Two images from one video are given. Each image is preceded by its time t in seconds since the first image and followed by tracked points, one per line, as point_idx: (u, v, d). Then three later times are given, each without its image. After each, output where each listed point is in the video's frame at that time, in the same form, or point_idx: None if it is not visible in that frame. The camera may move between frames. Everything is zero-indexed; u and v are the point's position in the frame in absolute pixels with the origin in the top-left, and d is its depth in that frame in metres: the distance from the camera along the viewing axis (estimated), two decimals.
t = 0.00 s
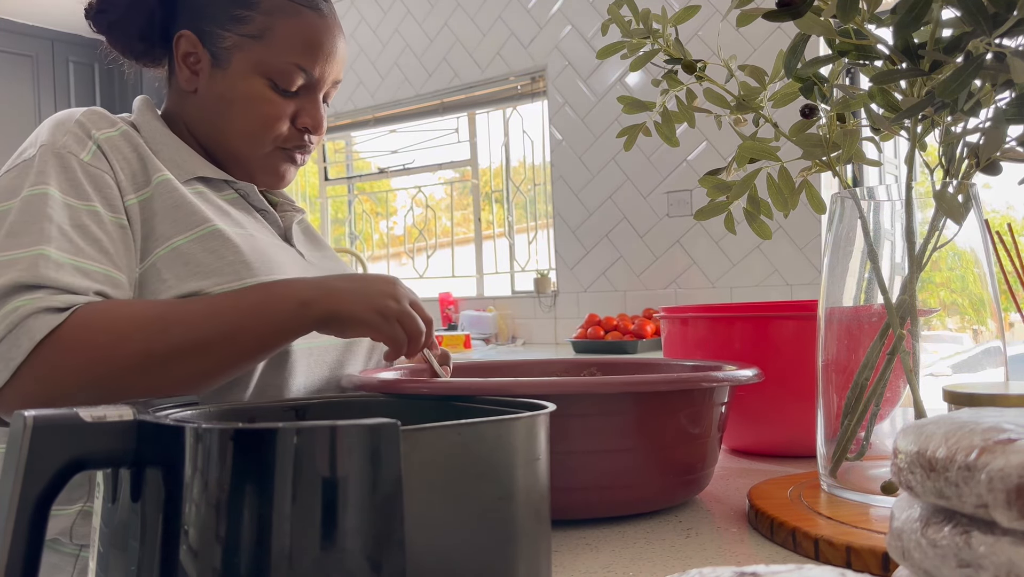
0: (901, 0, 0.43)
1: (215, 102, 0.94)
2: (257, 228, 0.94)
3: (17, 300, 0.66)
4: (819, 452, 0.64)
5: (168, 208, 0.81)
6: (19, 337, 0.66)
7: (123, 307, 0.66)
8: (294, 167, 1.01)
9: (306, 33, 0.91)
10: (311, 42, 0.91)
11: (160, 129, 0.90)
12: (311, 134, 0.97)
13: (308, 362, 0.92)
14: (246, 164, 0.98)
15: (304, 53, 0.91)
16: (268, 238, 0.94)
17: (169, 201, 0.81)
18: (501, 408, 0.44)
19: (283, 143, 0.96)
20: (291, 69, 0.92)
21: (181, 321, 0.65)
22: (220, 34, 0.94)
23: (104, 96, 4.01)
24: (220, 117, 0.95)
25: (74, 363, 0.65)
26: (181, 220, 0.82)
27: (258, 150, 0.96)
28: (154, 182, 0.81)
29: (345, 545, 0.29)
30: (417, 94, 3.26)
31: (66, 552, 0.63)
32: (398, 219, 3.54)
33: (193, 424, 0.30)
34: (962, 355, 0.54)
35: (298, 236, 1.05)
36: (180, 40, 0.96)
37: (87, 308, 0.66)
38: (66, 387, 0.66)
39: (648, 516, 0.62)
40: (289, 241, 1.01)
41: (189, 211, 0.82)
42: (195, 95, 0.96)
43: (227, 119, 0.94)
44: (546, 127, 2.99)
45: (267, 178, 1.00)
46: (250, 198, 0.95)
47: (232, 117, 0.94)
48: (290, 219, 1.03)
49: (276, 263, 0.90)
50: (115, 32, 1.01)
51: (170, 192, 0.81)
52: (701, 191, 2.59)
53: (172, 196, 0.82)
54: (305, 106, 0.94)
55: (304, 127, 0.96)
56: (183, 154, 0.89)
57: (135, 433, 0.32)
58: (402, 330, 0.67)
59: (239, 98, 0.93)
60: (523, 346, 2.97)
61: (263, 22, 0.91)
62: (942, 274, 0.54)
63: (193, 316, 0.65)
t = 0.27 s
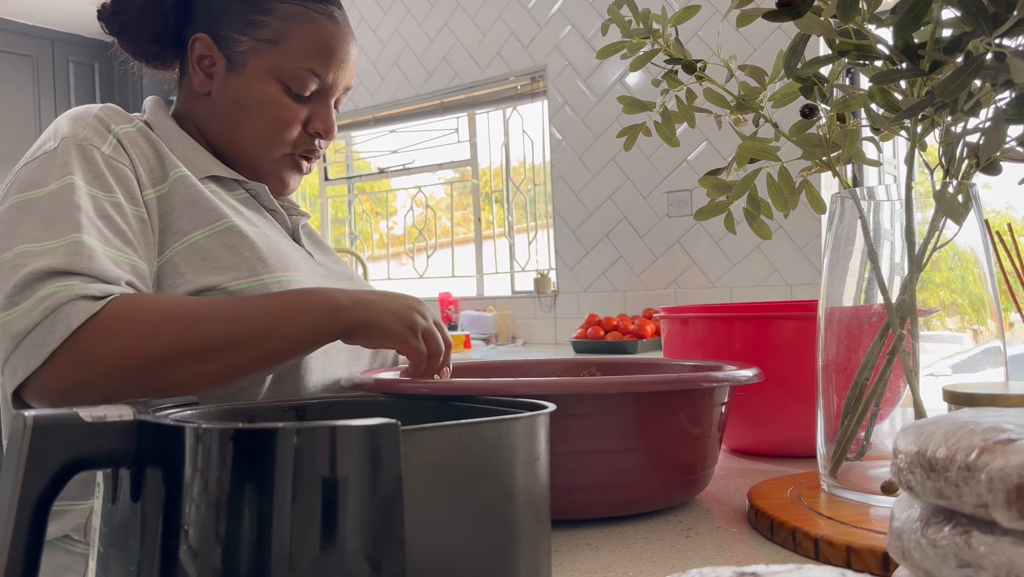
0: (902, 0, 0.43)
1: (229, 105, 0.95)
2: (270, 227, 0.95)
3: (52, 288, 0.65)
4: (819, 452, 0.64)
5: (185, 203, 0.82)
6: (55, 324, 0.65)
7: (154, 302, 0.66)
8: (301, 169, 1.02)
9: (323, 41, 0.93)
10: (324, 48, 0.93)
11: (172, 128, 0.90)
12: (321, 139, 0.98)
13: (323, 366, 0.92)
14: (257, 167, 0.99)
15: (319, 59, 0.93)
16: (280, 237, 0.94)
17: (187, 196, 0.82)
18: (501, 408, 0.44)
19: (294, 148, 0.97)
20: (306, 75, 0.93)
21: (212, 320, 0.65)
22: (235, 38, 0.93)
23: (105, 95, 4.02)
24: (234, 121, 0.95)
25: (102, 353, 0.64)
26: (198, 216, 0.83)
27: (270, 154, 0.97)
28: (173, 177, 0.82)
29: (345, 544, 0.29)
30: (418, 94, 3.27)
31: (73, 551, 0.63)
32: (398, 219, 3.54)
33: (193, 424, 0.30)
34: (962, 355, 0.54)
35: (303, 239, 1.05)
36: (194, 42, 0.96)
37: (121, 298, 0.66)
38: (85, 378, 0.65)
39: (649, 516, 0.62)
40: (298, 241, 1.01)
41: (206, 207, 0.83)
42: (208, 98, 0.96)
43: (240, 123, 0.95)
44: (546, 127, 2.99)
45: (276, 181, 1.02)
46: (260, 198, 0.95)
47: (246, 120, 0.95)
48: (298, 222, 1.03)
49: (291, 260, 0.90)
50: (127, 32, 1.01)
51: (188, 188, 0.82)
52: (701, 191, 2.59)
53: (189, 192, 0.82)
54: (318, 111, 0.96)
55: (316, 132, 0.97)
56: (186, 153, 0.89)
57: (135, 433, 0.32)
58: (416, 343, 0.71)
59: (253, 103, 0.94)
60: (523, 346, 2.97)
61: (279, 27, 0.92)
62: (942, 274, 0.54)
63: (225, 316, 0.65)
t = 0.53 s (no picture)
0: None
1: (227, 105, 0.95)
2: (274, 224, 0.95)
3: (103, 280, 0.66)
4: (818, 452, 0.64)
5: (198, 195, 0.84)
6: (108, 317, 0.66)
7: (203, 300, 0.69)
8: (297, 167, 1.03)
9: (321, 44, 0.94)
10: (321, 49, 0.94)
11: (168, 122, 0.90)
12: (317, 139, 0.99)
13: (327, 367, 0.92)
14: (254, 166, 1.00)
15: (315, 60, 0.94)
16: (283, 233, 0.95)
17: (198, 188, 0.84)
18: (500, 408, 0.44)
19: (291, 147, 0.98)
20: (302, 76, 0.94)
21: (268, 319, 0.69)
22: (233, 39, 0.94)
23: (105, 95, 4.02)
24: (232, 121, 0.96)
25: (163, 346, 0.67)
26: (210, 208, 0.84)
27: (268, 154, 0.98)
28: (183, 170, 0.84)
29: (345, 545, 0.29)
30: (418, 94, 3.27)
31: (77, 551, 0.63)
32: (398, 219, 3.54)
33: (192, 424, 0.30)
34: (962, 355, 0.54)
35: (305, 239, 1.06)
36: (191, 43, 0.96)
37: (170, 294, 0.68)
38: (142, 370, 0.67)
39: (649, 516, 0.62)
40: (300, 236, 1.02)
41: (217, 199, 0.85)
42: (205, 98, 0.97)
43: (238, 123, 0.95)
44: (546, 127, 2.99)
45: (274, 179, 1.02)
46: (264, 194, 0.96)
47: (244, 121, 0.95)
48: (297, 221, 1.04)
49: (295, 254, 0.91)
50: (126, 33, 1.01)
51: (198, 180, 0.84)
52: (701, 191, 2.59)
53: (200, 184, 0.84)
54: (314, 112, 0.97)
55: (312, 133, 0.98)
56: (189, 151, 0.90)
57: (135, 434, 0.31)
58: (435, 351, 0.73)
59: (251, 103, 0.94)
60: (523, 346, 2.97)
61: (276, 28, 0.93)
62: (942, 274, 0.54)
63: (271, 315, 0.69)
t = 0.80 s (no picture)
0: (901, 1, 0.43)
1: (226, 108, 0.95)
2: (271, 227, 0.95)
3: (84, 291, 0.66)
4: (818, 452, 0.64)
5: (191, 198, 0.84)
6: (85, 331, 0.66)
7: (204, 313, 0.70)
8: (295, 168, 1.03)
9: (318, 46, 0.94)
10: (319, 51, 0.94)
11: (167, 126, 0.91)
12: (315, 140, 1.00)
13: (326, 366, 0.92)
14: (253, 169, 1.00)
15: (314, 63, 0.94)
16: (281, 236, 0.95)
17: (192, 192, 0.84)
18: (500, 409, 0.44)
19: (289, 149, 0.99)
20: (300, 79, 0.94)
21: (262, 341, 0.68)
22: (231, 43, 0.94)
23: (104, 96, 4.01)
24: (231, 124, 0.96)
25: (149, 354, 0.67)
26: (204, 212, 0.84)
27: (266, 157, 0.98)
28: (178, 174, 0.85)
29: (345, 544, 0.29)
30: (417, 94, 3.27)
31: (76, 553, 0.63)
32: (398, 219, 3.54)
33: (193, 424, 0.30)
34: (962, 355, 0.54)
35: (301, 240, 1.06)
36: (189, 46, 0.96)
37: (154, 308, 0.68)
38: (123, 376, 0.66)
39: (649, 517, 0.62)
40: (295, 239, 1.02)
41: (211, 202, 0.85)
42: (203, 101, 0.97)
43: (235, 127, 0.96)
44: (546, 127, 2.99)
45: (272, 181, 1.03)
46: (259, 198, 0.96)
47: (241, 124, 0.95)
48: (294, 222, 1.04)
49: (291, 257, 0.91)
50: (120, 33, 1.01)
51: (192, 184, 0.85)
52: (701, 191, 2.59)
53: (194, 187, 0.85)
54: (312, 114, 0.97)
55: (311, 134, 0.98)
56: (186, 153, 0.91)
57: (136, 435, 0.31)
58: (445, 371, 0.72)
59: (250, 106, 0.94)
60: (523, 346, 2.97)
61: (275, 31, 0.93)
62: (942, 274, 0.54)
63: (268, 333, 0.69)
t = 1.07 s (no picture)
0: (901, 1, 0.43)
1: (225, 110, 0.96)
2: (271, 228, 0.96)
3: (88, 280, 0.67)
4: (818, 452, 0.64)
5: (191, 196, 0.84)
6: (88, 319, 0.66)
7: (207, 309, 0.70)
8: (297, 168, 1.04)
9: (316, 45, 0.94)
10: (319, 51, 0.95)
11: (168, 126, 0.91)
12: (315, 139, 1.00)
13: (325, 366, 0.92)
14: (253, 170, 1.00)
15: (312, 63, 0.94)
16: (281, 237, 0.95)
17: (192, 190, 0.84)
18: (501, 409, 0.44)
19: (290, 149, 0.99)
20: (299, 79, 0.94)
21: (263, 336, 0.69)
22: (230, 43, 0.93)
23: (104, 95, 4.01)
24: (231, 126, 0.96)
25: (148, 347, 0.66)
26: (203, 209, 0.84)
27: (267, 157, 0.98)
28: (178, 172, 0.85)
29: (345, 545, 0.29)
30: (417, 94, 3.27)
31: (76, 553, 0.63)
32: (398, 219, 3.54)
33: (193, 424, 0.30)
34: (962, 355, 0.54)
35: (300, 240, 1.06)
36: (188, 47, 0.95)
37: (156, 299, 0.68)
38: (120, 367, 0.66)
39: (649, 517, 0.62)
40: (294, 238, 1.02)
41: (211, 200, 0.85)
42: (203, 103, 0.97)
43: (235, 127, 0.96)
44: (546, 128, 2.99)
45: (273, 181, 1.03)
46: (259, 198, 0.96)
47: (241, 125, 0.96)
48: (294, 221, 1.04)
49: (291, 256, 0.91)
50: (116, 35, 1.01)
51: (192, 181, 0.85)
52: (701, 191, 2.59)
53: (195, 185, 0.85)
54: (311, 113, 0.98)
55: (310, 134, 0.99)
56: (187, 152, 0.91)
57: (136, 434, 0.31)
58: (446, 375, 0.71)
59: (249, 107, 0.95)
60: (523, 346, 2.97)
61: (274, 31, 0.93)
62: (942, 274, 0.55)
63: (268, 335, 0.69)
